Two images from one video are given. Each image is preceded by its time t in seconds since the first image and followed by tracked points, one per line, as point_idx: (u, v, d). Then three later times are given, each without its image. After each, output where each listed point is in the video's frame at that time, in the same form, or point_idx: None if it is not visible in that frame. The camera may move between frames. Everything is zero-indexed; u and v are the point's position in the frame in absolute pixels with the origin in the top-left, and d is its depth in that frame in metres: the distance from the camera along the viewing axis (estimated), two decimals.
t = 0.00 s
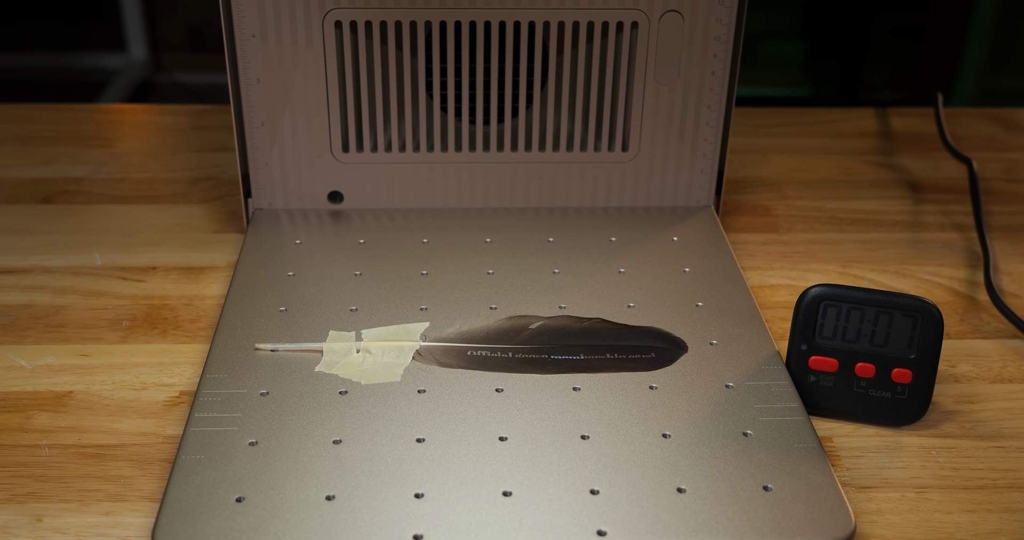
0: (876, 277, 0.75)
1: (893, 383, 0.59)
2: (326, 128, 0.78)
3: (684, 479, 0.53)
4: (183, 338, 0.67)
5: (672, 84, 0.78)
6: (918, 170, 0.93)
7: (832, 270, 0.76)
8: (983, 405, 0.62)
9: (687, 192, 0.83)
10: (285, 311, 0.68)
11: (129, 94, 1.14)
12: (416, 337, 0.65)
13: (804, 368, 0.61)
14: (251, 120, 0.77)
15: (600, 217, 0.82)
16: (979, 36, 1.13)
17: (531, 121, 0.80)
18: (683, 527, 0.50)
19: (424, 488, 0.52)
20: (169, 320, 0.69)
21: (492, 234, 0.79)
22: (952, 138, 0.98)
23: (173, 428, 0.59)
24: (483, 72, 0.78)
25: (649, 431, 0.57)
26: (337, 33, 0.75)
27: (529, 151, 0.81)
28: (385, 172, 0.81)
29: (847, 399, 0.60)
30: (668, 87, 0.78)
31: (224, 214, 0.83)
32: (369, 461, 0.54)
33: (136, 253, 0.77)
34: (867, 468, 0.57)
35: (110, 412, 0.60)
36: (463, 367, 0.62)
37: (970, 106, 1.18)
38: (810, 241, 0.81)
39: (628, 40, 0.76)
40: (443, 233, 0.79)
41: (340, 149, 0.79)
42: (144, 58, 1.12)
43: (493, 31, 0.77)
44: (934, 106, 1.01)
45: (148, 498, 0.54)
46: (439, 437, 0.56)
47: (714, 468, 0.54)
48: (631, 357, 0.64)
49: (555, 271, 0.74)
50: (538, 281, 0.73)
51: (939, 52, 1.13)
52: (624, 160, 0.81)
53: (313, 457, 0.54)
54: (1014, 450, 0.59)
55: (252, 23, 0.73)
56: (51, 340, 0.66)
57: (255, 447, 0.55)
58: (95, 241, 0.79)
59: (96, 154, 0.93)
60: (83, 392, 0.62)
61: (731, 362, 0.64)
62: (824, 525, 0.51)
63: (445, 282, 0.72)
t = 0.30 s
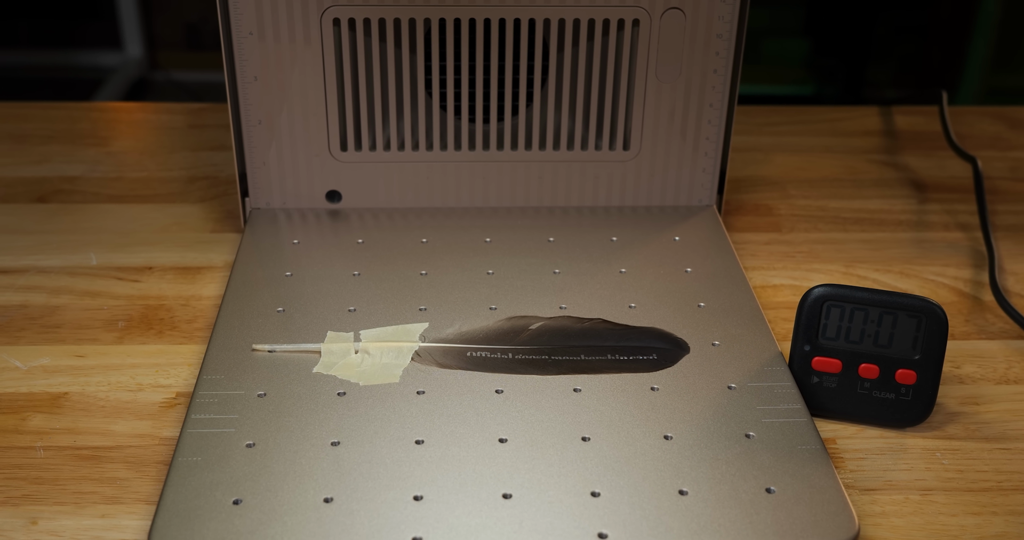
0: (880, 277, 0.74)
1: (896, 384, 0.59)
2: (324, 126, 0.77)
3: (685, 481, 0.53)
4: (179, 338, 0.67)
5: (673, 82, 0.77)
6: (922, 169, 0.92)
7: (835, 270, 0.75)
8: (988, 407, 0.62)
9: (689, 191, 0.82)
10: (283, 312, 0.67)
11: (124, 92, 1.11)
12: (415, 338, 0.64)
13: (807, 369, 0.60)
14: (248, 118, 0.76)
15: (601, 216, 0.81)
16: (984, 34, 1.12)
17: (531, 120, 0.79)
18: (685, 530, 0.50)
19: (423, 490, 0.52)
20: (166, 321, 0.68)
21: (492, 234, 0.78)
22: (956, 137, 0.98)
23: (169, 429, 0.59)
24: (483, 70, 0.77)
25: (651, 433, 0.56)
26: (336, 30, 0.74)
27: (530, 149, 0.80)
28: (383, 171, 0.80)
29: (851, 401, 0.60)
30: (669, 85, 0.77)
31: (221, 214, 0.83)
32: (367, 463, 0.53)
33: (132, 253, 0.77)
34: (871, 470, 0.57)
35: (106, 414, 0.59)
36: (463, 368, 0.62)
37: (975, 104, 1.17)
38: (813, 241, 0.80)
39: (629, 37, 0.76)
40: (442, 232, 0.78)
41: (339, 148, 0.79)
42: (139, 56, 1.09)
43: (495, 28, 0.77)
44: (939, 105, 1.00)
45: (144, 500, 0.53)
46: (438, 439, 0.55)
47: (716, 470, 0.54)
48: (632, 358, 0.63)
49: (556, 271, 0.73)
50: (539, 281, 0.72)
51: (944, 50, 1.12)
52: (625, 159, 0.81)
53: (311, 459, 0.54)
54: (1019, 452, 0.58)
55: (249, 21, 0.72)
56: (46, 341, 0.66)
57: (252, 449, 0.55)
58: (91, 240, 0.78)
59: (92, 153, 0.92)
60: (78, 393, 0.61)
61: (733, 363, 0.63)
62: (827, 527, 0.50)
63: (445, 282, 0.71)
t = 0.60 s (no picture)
0: (883, 277, 0.74)
1: (900, 385, 0.58)
2: (322, 125, 0.77)
3: (687, 483, 0.52)
4: (176, 339, 0.66)
5: (675, 80, 0.77)
6: (926, 167, 0.91)
7: (839, 270, 0.75)
8: (993, 408, 0.61)
9: (691, 190, 0.82)
10: (280, 313, 0.67)
11: (121, 90, 1.10)
12: (414, 338, 0.64)
13: (810, 370, 0.60)
14: (246, 116, 0.75)
15: (602, 216, 0.81)
16: (989, 31, 1.11)
17: (532, 118, 0.78)
18: (687, 533, 0.49)
19: (422, 493, 0.51)
20: (162, 322, 0.68)
21: (491, 234, 0.78)
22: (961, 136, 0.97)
23: (165, 431, 0.58)
24: (483, 68, 0.77)
25: (652, 434, 0.56)
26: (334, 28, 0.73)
27: (530, 148, 0.79)
28: (382, 171, 0.79)
29: (854, 402, 0.59)
30: (671, 83, 0.77)
31: (218, 213, 0.82)
32: (366, 465, 0.53)
33: (129, 252, 0.76)
34: (874, 472, 0.56)
35: (101, 416, 0.59)
36: (463, 369, 0.61)
37: (979, 102, 1.16)
38: (816, 241, 0.79)
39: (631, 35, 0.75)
40: (441, 232, 0.78)
41: (337, 146, 0.78)
42: (135, 53, 1.09)
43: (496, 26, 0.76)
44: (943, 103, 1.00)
45: (140, 503, 0.52)
46: (438, 440, 0.55)
47: (718, 473, 0.53)
48: (633, 359, 0.62)
49: (556, 271, 0.73)
50: (539, 281, 0.71)
51: (948, 48, 1.12)
52: (626, 158, 0.80)
53: (309, 461, 0.53)
54: None
55: (247, 19, 0.72)
56: (41, 342, 0.65)
57: (249, 450, 0.54)
58: (87, 240, 0.77)
59: (87, 151, 0.91)
60: (74, 394, 0.60)
61: (736, 364, 0.62)
62: (831, 530, 0.49)
63: (444, 282, 0.71)
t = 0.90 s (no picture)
0: (887, 277, 0.73)
1: (904, 386, 0.57)
2: (320, 124, 0.76)
3: (689, 485, 0.52)
4: (172, 340, 0.65)
5: (677, 78, 0.76)
6: (931, 166, 0.91)
7: (842, 270, 0.74)
8: (999, 410, 0.60)
9: (692, 189, 0.81)
10: (278, 313, 0.66)
11: (117, 87, 1.10)
12: (413, 339, 0.63)
13: (813, 371, 0.59)
14: (243, 115, 0.75)
15: (603, 215, 0.80)
16: (994, 28, 1.11)
17: (533, 116, 0.78)
18: (688, 537, 0.48)
19: (421, 495, 0.50)
20: (158, 322, 0.67)
21: (491, 233, 0.77)
22: (965, 135, 0.96)
23: (162, 433, 0.57)
24: (482, 66, 0.76)
25: (653, 436, 0.55)
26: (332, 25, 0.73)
27: (530, 146, 0.79)
28: (381, 170, 0.79)
29: (858, 404, 0.58)
30: (673, 81, 0.76)
31: (215, 213, 0.82)
32: (364, 468, 0.52)
33: (125, 252, 0.75)
34: (878, 474, 0.55)
35: (97, 417, 0.58)
36: (462, 370, 0.60)
37: (984, 100, 1.15)
38: (819, 240, 0.79)
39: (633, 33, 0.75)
40: (440, 232, 0.77)
41: (335, 145, 0.77)
42: (132, 51, 1.08)
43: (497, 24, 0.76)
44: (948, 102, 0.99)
45: (136, 505, 0.52)
46: (437, 442, 0.54)
47: (720, 475, 0.52)
48: (635, 360, 0.62)
49: (557, 271, 0.72)
50: (540, 281, 0.71)
51: (952, 46, 1.11)
52: (628, 156, 0.79)
53: (306, 463, 0.53)
54: None
55: (244, 16, 0.71)
56: (36, 343, 0.64)
57: (247, 452, 0.53)
58: (84, 240, 0.77)
59: (83, 150, 0.91)
60: (69, 395, 0.60)
61: (738, 365, 0.62)
62: (834, 533, 0.49)
63: (443, 282, 0.70)
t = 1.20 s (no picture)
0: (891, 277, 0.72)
1: (908, 388, 0.56)
2: (318, 122, 0.75)
3: (691, 488, 0.51)
4: (168, 341, 0.65)
5: (678, 76, 0.75)
6: (935, 165, 0.90)
7: (845, 270, 0.74)
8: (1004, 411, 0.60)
9: (694, 188, 0.80)
10: (275, 313, 0.65)
11: (113, 85, 1.09)
12: (412, 340, 0.62)
13: (816, 372, 0.58)
14: (241, 113, 0.74)
15: (604, 215, 0.80)
16: (999, 26, 1.10)
17: (534, 115, 0.77)
18: None
19: (420, 497, 0.50)
20: (155, 323, 0.66)
21: (491, 233, 0.76)
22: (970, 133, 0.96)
23: (158, 434, 0.57)
24: (482, 64, 0.76)
25: (655, 438, 0.54)
26: (330, 23, 0.72)
27: (531, 144, 0.78)
28: (380, 169, 0.78)
29: (862, 405, 0.58)
30: (674, 79, 0.75)
31: (212, 212, 0.81)
32: (362, 469, 0.52)
33: (121, 252, 0.75)
34: (882, 476, 0.55)
35: (93, 419, 0.57)
36: (462, 371, 0.60)
37: (988, 99, 1.15)
38: (823, 240, 0.78)
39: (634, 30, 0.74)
40: (439, 232, 0.76)
41: (334, 144, 0.77)
42: (128, 49, 1.07)
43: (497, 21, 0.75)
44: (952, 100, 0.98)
45: (132, 507, 0.51)
46: (436, 444, 0.53)
47: (723, 477, 0.52)
48: (636, 361, 0.61)
49: (558, 271, 0.71)
50: (540, 281, 0.70)
51: (956, 44, 1.10)
52: (629, 155, 0.79)
53: (304, 465, 0.52)
54: None
55: (241, 13, 0.70)
56: (31, 343, 0.64)
57: (244, 454, 0.53)
58: (80, 240, 0.76)
59: (79, 149, 0.90)
60: (65, 397, 0.59)
61: (740, 366, 0.61)
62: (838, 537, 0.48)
63: (443, 282, 0.70)
